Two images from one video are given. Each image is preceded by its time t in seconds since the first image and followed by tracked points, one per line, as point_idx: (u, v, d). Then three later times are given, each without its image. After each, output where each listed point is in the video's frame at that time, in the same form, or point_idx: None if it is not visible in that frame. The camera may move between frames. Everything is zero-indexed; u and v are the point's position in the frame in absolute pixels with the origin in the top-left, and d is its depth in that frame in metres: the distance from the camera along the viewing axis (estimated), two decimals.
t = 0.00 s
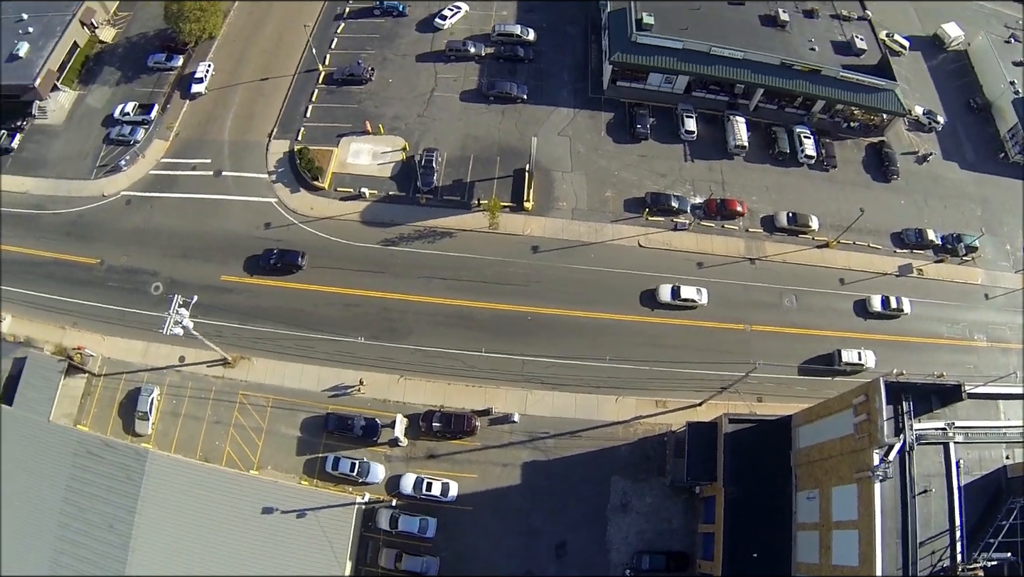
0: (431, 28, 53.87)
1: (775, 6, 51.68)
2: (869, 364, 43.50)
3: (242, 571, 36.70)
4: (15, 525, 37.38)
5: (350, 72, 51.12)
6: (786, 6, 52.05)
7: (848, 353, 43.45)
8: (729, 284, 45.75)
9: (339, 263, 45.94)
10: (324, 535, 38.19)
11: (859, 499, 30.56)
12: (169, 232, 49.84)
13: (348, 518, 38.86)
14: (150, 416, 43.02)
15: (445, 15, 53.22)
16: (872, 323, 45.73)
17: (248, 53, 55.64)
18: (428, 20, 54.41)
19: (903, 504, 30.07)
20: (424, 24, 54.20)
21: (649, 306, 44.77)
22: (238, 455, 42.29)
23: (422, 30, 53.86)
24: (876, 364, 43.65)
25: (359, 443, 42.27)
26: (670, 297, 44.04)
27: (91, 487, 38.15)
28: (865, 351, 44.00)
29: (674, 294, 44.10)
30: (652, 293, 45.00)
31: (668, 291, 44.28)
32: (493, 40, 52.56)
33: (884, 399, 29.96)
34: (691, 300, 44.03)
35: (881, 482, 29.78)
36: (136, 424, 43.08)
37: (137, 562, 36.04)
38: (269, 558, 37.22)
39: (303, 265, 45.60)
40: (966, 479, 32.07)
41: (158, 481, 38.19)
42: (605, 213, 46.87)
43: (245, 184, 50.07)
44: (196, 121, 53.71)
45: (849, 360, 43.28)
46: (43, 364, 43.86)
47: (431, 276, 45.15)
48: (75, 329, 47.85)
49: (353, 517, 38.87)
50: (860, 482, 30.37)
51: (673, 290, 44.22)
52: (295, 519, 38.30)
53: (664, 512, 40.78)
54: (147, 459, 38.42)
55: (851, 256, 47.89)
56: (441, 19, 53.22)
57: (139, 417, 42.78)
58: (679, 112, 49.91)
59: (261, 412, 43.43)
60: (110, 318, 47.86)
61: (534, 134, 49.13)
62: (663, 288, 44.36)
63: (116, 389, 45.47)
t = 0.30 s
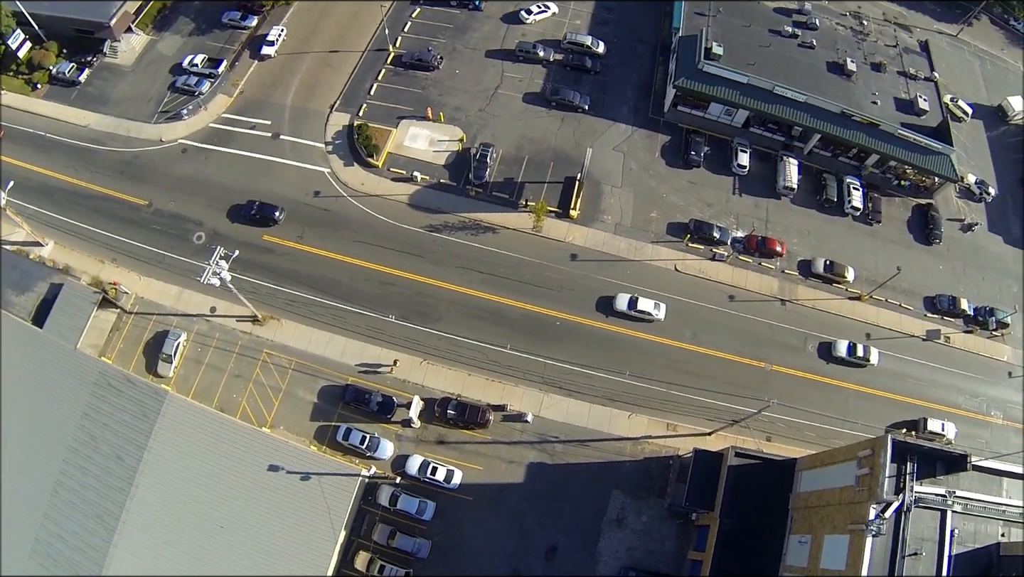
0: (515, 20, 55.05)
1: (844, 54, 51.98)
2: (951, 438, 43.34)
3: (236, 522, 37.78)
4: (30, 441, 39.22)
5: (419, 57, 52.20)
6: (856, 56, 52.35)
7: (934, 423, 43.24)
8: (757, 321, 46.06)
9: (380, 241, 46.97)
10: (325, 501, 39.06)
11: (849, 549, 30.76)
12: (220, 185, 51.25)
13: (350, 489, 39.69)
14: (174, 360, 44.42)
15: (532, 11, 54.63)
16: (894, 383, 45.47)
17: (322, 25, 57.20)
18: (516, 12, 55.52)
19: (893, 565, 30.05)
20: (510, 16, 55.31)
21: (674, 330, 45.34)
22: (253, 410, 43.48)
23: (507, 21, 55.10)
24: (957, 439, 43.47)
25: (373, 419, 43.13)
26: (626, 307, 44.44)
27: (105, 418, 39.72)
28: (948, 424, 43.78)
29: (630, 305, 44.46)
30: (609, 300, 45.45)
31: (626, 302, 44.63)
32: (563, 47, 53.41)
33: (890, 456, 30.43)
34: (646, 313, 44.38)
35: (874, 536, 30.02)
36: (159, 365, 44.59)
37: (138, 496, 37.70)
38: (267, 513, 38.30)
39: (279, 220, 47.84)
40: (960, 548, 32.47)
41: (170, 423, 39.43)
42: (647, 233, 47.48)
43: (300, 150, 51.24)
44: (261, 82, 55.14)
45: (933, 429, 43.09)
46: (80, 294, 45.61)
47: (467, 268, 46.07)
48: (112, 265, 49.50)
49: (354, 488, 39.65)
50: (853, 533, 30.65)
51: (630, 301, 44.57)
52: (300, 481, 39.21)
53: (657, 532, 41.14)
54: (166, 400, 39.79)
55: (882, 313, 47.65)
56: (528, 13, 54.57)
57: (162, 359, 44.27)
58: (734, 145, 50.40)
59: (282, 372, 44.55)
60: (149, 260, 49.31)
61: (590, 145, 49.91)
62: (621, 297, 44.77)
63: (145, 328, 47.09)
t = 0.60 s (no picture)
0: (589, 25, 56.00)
1: (896, 101, 52.30)
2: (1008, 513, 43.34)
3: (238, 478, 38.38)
4: (52, 375, 40.83)
5: (479, 51, 53.17)
6: (908, 103, 52.69)
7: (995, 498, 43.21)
8: (776, 352, 46.34)
9: (416, 225, 47.90)
10: (330, 472, 39.23)
11: None
12: (267, 149, 52.30)
13: (357, 462, 39.68)
14: (201, 314, 45.52)
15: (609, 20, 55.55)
16: (904, 432, 45.48)
17: (387, 7, 58.39)
18: (591, 16, 56.49)
19: None
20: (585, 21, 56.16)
21: (693, 349, 45.75)
22: (273, 372, 44.24)
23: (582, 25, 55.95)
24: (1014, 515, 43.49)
25: (388, 397, 43.28)
26: (579, 293, 45.18)
27: (126, 360, 41.09)
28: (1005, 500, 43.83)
29: (584, 292, 45.20)
30: (565, 285, 46.27)
31: (581, 289, 45.34)
32: (620, 59, 54.18)
33: (887, 501, 30.96)
34: (598, 302, 45.06)
35: None
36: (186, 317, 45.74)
37: (148, 441, 38.52)
38: (272, 474, 38.80)
39: (263, 168, 50.50)
40: None
41: (189, 373, 40.27)
42: (679, 251, 48.18)
43: (351, 126, 52.29)
44: (320, 55, 56.31)
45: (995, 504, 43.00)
46: (121, 238, 47.17)
47: (499, 262, 46.88)
48: (153, 215, 50.85)
49: (361, 462, 39.60)
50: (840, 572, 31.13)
51: (584, 288, 45.33)
52: (310, 448, 39.60)
53: (650, 545, 40.54)
54: (188, 351, 40.73)
55: (900, 361, 47.69)
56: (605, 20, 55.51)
57: (191, 312, 45.43)
58: (776, 176, 50.87)
59: (306, 340, 45.21)
60: (190, 214, 50.52)
61: (635, 159, 50.65)
62: (577, 284, 45.50)
63: (176, 280, 48.40)
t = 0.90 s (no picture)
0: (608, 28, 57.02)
1: (899, 109, 53.21)
2: None
3: (245, 465, 39.15)
4: (62, 362, 41.92)
5: (489, 52, 54.01)
6: (910, 113, 53.60)
7: None
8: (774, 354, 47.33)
9: (424, 222, 48.70)
10: (336, 462, 39.83)
11: None
12: (278, 143, 53.06)
13: (363, 453, 40.20)
14: (211, 305, 46.25)
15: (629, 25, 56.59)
16: (898, 435, 46.45)
17: (399, 5, 59.22)
18: (612, 20, 57.53)
19: None
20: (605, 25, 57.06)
21: (693, 349, 46.68)
22: (281, 363, 44.88)
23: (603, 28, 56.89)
24: None
25: (394, 390, 43.91)
26: (515, 263, 46.59)
27: (136, 348, 42.10)
28: None
29: (520, 262, 46.58)
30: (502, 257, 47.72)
31: (517, 260, 46.72)
32: (628, 62, 55.05)
33: (879, 498, 31.81)
34: (532, 272, 46.28)
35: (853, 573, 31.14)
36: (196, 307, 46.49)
37: (158, 427, 39.55)
38: (278, 463, 39.42)
39: (225, 141, 53.07)
40: None
41: (200, 362, 41.39)
42: (682, 253, 49.13)
43: (361, 123, 53.06)
44: (332, 51, 57.12)
45: None
46: (133, 228, 48.00)
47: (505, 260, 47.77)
48: (164, 206, 51.67)
49: (367, 453, 40.20)
50: (833, 566, 31.78)
51: (520, 259, 46.69)
52: (317, 438, 40.15)
53: (647, 540, 41.59)
54: (199, 341, 41.81)
55: (896, 366, 48.65)
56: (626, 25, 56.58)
57: (200, 303, 46.17)
58: (779, 181, 51.78)
59: (314, 332, 45.71)
60: (200, 206, 51.33)
61: (641, 162, 51.56)
62: (513, 255, 46.92)
63: (186, 271, 49.24)
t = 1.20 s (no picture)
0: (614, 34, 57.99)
1: (892, 112, 54.34)
2: None
3: (255, 467, 40.12)
4: (73, 367, 42.96)
5: (490, 57, 54.89)
6: (902, 115, 54.74)
7: None
8: (771, 353, 48.49)
9: (428, 226, 49.64)
10: (346, 461, 40.89)
11: (823, 572, 32.86)
12: (282, 149, 53.92)
13: (372, 453, 41.22)
14: (218, 309, 47.13)
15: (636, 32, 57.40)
16: (891, 431, 47.67)
17: (400, 11, 59.99)
18: (614, 25, 58.45)
19: None
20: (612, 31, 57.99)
21: (691, 348, 47.82)
22: (289, 365, 45.82)
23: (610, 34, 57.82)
24: None
25: (400, 391, 44.89)
26: (451, 240, 48.18)
27: (146, 352, 43.01)
28: None
29: (456, 238, 48.16)
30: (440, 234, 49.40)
31: (453, 236, 48.29)
32: (626, 67, 56.01)
33: (873, 492, 32.98)
34: (468, 248, 47.83)
35: (848, 564, 32.23)
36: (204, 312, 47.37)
37: (169, 430, 40.52)
38: (289, 464, 40.42)
39: (184, 127, 55.66)
40: None
41: (209, 366, 42.23)
42: (680, 255, 50.23)
43: (364, 128, 53.88)
44: (334, 57, 57.92)
45: None
46: (140, 234, 48.89)
47: (507, 262, 48.78)
48: (170, 212, 52.48)
49: (376, 453, 41.21)
50: (829, 558, 32.88)
51: (457, 235, 48.27)
52: (326, 439, 41.16)
53: (648, 535, 42.79)
54: (208, 345, 42.60)
55: (890, 364, 49.85)
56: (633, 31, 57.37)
57: (208, 307, 47.05)
58: (774, 184, 52.89)
59: (321, 335, 46.65)
60: (206, 211, 52.18)
61: (640, 166, 52.61)
62: (449, 231, 48.55)
63: (194, 276, 50.12)
